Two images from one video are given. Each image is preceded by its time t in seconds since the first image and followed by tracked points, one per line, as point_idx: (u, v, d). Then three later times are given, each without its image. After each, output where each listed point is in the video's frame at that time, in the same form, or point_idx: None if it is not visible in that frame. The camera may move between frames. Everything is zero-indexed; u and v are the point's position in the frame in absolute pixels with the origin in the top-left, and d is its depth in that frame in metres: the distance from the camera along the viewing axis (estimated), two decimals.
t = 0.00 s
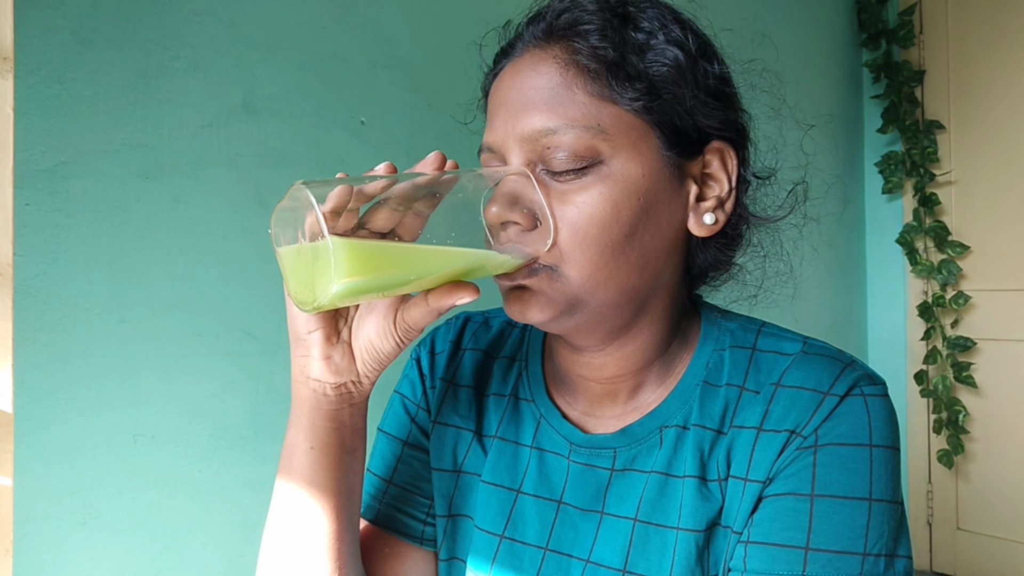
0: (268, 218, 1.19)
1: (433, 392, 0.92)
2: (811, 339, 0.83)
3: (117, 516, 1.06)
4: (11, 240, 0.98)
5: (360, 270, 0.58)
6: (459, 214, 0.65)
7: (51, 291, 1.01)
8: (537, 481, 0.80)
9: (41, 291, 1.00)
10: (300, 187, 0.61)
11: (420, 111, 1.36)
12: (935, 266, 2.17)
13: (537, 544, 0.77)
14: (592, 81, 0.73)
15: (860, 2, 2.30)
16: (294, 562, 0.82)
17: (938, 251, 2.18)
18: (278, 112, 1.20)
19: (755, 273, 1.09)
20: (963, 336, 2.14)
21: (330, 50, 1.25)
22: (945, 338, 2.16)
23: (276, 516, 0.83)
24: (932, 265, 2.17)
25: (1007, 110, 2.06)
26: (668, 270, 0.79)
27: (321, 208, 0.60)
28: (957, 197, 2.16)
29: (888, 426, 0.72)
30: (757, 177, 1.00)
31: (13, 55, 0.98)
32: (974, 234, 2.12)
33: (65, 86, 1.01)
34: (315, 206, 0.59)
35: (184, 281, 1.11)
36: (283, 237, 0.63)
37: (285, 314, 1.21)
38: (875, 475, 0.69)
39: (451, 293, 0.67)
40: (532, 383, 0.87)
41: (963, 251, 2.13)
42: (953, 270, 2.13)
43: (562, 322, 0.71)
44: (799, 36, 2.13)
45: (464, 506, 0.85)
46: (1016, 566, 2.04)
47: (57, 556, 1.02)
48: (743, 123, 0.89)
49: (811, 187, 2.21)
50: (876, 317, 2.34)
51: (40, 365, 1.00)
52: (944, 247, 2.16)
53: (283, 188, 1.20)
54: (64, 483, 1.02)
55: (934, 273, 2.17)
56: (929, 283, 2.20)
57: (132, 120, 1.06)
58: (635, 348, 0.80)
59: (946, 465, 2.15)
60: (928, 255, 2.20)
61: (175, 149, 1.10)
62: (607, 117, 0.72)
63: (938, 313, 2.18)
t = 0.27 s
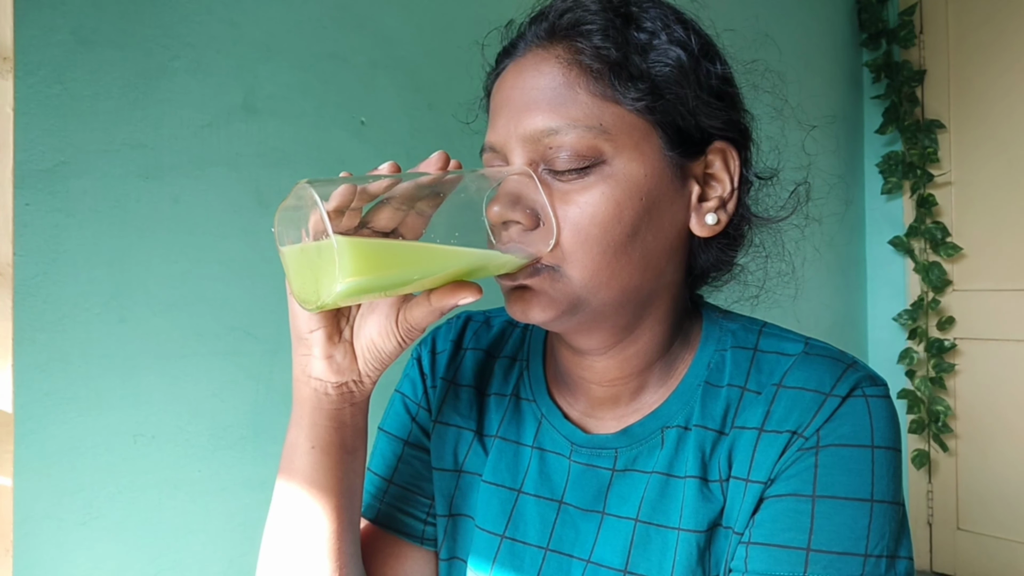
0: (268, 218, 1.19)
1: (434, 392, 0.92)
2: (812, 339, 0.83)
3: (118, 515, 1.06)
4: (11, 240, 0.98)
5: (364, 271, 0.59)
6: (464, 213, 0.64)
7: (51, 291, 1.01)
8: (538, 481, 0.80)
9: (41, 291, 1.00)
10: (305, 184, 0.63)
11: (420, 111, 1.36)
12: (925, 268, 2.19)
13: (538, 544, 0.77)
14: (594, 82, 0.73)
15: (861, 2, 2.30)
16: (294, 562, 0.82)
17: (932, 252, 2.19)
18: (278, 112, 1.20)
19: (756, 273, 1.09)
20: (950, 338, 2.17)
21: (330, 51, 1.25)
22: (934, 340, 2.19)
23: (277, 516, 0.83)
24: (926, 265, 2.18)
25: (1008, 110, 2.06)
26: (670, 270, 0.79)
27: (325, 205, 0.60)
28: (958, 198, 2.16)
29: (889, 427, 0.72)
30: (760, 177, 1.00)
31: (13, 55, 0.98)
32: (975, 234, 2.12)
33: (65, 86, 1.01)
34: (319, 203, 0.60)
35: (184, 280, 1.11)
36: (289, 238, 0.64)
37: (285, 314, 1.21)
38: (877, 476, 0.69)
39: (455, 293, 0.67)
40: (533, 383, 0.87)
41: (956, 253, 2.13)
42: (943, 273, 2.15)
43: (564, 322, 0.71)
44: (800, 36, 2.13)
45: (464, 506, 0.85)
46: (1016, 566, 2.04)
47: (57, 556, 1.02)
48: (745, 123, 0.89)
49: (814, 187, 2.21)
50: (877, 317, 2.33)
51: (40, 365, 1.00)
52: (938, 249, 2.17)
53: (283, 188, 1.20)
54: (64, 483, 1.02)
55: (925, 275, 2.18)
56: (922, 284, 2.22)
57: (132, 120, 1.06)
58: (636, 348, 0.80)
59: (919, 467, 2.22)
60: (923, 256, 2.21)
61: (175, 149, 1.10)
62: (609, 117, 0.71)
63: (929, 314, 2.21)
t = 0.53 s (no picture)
0: (268, 218, 1.19)
1: (435, 390, 0.92)
2: (814, 340, 0.83)
3: (118, 515, 1.06)
4: (11, 240, 0.98)
5: (366, 262, 0.58)
6: (468, 212, 0.65)
7: (51, 291, 1.01)
8: (539, 481, 0.80)
9: (41, 291, 1.00)
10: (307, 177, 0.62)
11: (420, 111, 1.36)
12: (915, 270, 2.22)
13: (539, 545, 0.77)
14: (597, 80, 0.73)
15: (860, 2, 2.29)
16: (294, 559, 0.82)
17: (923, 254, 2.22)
18: (279, 111, 1.20)
19: (758, 273, 1.09)
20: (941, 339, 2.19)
21: (330, 50, 1.25)
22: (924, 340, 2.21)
23: (276, 514, 0.83)
24: (916, 266, 2.22)
25: (1008, 110, 2.06)
26: (671, 270, 0.79)
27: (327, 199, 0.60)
28: (958, 198, 2.16)
29: (891, 428, 0.72)
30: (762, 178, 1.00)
31: (13, 55, 0.98)
32: (974, 234, 2.12)
33: (65, 85, 1.01)
34: (322, 197, 0.59)
35: (184, 280, 1.11)
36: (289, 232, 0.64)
37: (285, 313, 1.21)
38: (878, 477, 0.69)
39: (455, 290, 0.67)
40: (534, 383, 0.87)
41: (946, 256, 2.17)
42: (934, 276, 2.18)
43: (566, 321, 0.71)
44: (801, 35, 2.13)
45: (465, 505, 0.85)
46: (1016, 566, 2.04)
47: (57, 556, 1.02)
48: (747, 123, 0.89)
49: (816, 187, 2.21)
50: (876, 316, 2.33)
51: (40, 365, 1.00)
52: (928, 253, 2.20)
53: (283, 188, 1.20)
54: (64, 483, 1.02)
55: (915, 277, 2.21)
56: (913, 286, 2.24)
57: (132, 119, 1.06)
58: (637, 348, 0.80)
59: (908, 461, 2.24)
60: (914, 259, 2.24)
61: (175, 149, 1.10)
62: (612, 115, 0.71)
63: (919, 315, 2.23)
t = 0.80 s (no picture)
0: (268, 217, 1.19)
1: (436, 389, 0.92)
2: (815, 341, 0.83)
3: (118, 515, 1.06)
4: (11, 240, 0.98)
5: (371, 257, 0.58)
6: (471, 208, 0.65)
7: (51, 290, 1.01)
8: (540, 480, 0.80)
9: (41, 291, 1.00)
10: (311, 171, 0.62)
11: (420, 111, 1.36)
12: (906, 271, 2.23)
13: (539, 544, 0.77)
14: (600, 77, 0.73)
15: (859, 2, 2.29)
16: (292, 554, 0.82)
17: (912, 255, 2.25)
18: (279, 111, 1.20)
19: (759, 273, 1.09)
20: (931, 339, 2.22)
21: (330, 50, 1.25)
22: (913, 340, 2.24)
23: (275, 510, 0.83)
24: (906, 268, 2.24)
25: (1007, 110, 2.06)
26: (673, 269, 0.79)
27: (332, 192, 0.59)
28: (957, 198, 2.16)
29: (891, 428, 0.72)
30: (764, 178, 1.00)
31: (13, 55, 0.98)
32: (974, 234, 2.12)
33: (65, 85, 1.01)
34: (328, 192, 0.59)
35: (184, 279, 1.11)
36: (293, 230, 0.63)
37: (285, 313, 1.21)
38: (879, 478, 0.69)
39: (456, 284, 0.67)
40: (535, 382, 0.86)
41: (936, 259, 2.18)
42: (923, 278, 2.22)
43: (567, 319, 0.71)
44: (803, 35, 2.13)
45: (465, 504, 0.84)
46: (1016, 566, 2.04)
47: (57, 556, 1.02)
48: (750, 123, 0.89)
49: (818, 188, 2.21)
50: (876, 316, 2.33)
51: (40, 365, 1.00)
52: (919, 254, 2.22)
53: (283, 188, 1.20)
54: (64, 483, 1.02)
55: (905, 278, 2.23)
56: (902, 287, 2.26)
57: (132, 119, 1.06)
58: (638, 348, 0.80)
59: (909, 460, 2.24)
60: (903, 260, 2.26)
61: (175, 149, 1.10)
62: (614, 113, 0.71)
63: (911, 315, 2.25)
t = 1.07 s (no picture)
0: (268, 217, 1.19)
1: (437, 387, 0.92)
2: (816, 341, 0.83)
3: (118, 515, 1.06)
4: (11, 240, 0.98)
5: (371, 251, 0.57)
6: (473, 204, 0.65)
7: (51, 290, 1.01)
8: (541, 480, 0.80)
9: (41, 291, 1.00)
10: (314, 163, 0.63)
11: (420, 111, 1.36)
12: (900, 272, 2.24)
13: (540, 544, 0.77)
14: (603, 75, 0.73)
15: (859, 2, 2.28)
16: (293, 550, 0.81)
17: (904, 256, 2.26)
18: (278, 111, 1.20)
19: (760, 273, 1.08)
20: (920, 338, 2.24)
21: (330, 50, 1.25)
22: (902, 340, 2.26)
23: (276, 506, 0.82)
24: (898, 269, 2.24)
25: (1008, 110, 2.06)
26: (674, 268, 0.79)
27: (333, 183, 0.60)
28: (957, 198, 2.16)
29: (892, 430, 0.71)
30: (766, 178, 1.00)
31: (13, 54, 0.98)
32: (975, 234, 2.12)
33: (65, 85, 1.01)
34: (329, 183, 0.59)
35: (184, 279, 1.11)
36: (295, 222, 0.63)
37: (285, 313, 1.21)
38: (880, 479, 0.69)
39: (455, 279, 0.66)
40: (536, 381, 0.86)
41: (928, 259, 2.21)
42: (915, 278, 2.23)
43: (567, 317, 0.71)
44: (804, 35, 2.13)
45: (466, 503, 0.84)
46: (1016, 566, 2.04)
47: (57, 556, 1.02)
48: (752, 123, 0.88)
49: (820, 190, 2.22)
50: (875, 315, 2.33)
51: (40, 365, 1.00)
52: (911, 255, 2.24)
53: (283, 187, 1.20)
54: (64, 483, 1.02)
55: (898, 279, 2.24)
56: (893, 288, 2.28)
57: (132, 118, 1.06)
58: (639, 347, 0.79)
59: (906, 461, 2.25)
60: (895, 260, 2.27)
61: (175, 148, 1.10)
62: (616, 111, 0.71)
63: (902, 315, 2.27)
